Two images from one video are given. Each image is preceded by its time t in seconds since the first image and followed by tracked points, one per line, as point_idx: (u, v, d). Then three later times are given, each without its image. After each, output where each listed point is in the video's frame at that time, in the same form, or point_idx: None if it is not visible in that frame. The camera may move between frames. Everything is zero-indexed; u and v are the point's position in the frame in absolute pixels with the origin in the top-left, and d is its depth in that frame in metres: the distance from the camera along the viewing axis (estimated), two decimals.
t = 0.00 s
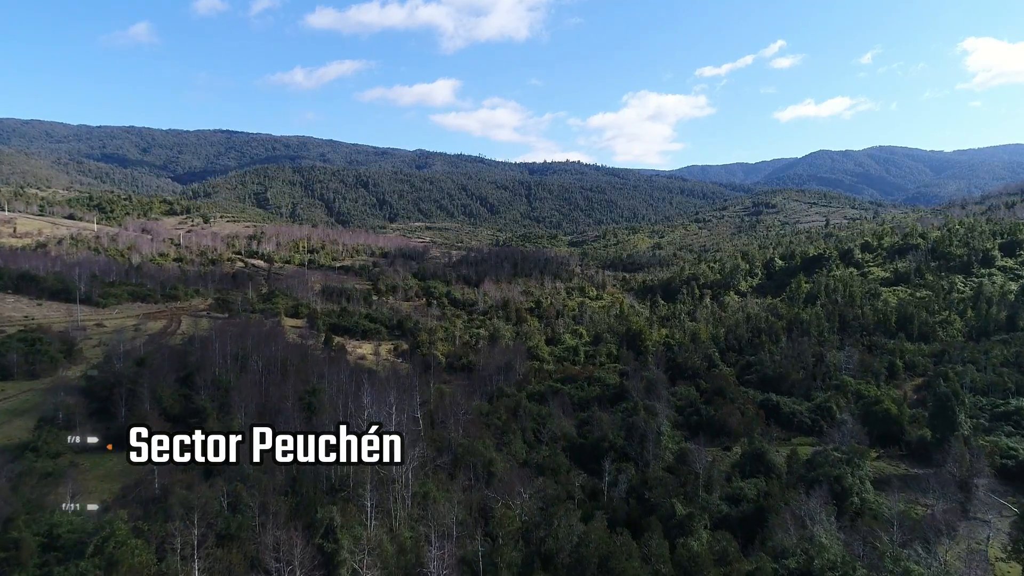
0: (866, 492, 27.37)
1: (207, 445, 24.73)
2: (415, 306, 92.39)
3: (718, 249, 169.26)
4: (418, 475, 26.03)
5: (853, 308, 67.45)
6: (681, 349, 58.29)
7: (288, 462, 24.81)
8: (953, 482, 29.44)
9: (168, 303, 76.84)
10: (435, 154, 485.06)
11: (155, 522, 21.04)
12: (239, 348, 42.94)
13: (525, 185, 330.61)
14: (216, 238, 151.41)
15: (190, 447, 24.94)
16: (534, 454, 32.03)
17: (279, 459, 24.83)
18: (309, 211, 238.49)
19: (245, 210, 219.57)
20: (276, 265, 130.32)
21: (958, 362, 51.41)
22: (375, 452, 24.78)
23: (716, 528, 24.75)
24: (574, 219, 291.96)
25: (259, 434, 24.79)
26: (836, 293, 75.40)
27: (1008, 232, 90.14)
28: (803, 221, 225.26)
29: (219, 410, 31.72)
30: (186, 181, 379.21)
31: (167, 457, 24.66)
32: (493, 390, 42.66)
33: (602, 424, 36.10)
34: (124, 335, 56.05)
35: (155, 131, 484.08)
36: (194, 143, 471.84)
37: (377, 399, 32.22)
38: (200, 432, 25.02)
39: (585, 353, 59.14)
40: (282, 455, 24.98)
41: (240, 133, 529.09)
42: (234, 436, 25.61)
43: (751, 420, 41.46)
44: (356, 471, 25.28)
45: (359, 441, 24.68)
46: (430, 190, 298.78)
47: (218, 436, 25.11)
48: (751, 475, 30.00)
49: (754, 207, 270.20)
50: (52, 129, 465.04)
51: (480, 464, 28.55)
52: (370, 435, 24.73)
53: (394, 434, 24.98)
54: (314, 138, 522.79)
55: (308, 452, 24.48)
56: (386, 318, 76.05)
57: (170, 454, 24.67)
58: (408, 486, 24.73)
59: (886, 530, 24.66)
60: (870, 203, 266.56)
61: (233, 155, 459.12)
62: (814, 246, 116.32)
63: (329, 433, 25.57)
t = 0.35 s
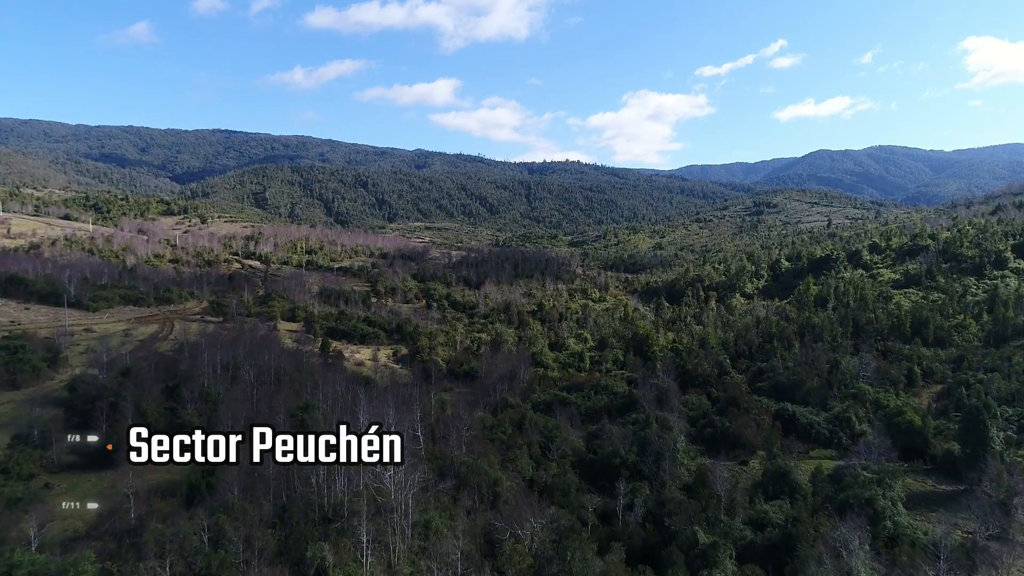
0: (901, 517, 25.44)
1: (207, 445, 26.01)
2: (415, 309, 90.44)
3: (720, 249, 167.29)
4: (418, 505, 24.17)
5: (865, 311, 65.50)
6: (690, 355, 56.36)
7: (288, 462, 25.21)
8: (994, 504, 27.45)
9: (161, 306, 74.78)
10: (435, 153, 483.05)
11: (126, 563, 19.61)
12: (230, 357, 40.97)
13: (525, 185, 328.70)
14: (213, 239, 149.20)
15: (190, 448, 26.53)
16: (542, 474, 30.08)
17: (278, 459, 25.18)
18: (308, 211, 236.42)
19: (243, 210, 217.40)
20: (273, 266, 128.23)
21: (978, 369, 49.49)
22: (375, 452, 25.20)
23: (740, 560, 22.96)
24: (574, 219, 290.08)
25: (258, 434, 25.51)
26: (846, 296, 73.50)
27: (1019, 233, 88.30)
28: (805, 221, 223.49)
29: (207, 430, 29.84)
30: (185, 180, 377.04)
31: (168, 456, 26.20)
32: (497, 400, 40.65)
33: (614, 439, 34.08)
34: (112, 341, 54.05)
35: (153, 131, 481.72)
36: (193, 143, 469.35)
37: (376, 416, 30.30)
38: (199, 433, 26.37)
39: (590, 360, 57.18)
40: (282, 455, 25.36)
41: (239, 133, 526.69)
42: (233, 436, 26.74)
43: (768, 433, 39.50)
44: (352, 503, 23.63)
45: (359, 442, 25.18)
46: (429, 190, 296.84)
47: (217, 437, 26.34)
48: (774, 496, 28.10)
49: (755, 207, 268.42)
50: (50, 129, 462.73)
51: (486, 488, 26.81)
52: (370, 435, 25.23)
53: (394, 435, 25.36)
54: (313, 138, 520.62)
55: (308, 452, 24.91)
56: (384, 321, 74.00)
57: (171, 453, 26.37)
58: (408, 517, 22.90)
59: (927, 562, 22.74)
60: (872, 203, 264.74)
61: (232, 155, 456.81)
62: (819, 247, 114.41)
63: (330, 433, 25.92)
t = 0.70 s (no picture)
0: (940, 546, 23.63)
1: (207, 445, 26.20)
2: (414, 312, 88.50)
3: (723, 250, 165.34)
4: (419, 541, 22.22)
5: (878, 316, 63.50)
6: (699, 362, 54.39)
7: (288, 462, 25.19)
8: None
9: (154, 310, 72.81)
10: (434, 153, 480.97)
11: None
12: (220, 367, 39.03)
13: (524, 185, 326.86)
14: (209, 240, 147.04)
15: (189, 448, 26.51)
16: (551, 497, 28.12)
17: (278, 459, 25.20)
18: (306, 211, 234.43)
19: (240, 210, 215.27)
20: (270, 268, 126.23)
21: (1001, 378, 47.62)
22: (375, 452, 24.86)
23: None
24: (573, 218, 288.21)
25: (258, 434, 25.29)
26: (856, 300, 71.55)
27: None
28: (806, 221, 221.90)
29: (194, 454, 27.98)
30: (183, 180, 375.02)
31: (168, 457, 26.46)
32: (501, 413, 38.66)
33: (626, 456, 32.09)
34: (99, 349, 51.99)
35: (152, 130, 479.49)
36: (191, 142, 466.90)
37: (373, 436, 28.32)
38: (199, 433, 26.48)
39: (595, 367, 55.26)
40: (282, 455, 25.37)
41: (237, 133, 524.23)
42: (233, 436, 26.99)
43: (786, 447, 37.53)
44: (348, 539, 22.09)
45: (359, 442, 24.95)
46: (429, 189, 294.91)
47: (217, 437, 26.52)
48: (802, 522, 26.20)
49: (756, 207, 266.73)
50: (48, 129, 460.00)
51: (492, 515, 25.11)
52: (370, 435, 24.87)
53: (394, 435, 24.83)
54: (312, 138, 518.26)
55: (308, 452, 24.86)
56: (383, 325, 72.02)
57: (171, 454, 26.51)
58: (408, 554, 20.95)
59: None
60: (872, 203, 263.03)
61: (231, 155, 454.50)
62: (825, 249, 112.63)
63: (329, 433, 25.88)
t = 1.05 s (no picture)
0: None
1: (207, 445, 25.71)
2: (414, 316, 86.46)
3: (725, 251, 163.31)
4: None
5: (893, 321, 61.51)
6: (710, 371, 52.33)
7: (288, 462, 25.49)
8: None
9: (146, 315, 70.76)
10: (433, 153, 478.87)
11: None
12: (210, 378, 37.12)
13: (524, 184, 325.02)
14: (206, 241, 144.85)
15: (190, 447, 25.89)
16: (563, 525, 26.13)
17: (278, 459, 25.46)
18: (305, 211, 232.38)
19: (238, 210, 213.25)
20: (267, 269, 124.20)
21: None
22: (375, 452, 24.96)
23: None
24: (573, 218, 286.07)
25: (258, 434, 25.48)
26: (868, 305, 69.65)
27: None
28: (807, 221, 220.33)
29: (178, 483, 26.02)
30: (181, 180, 372.80)
31: (168, 456, 25.77)
32: (505, 428, 36.52)
33: (641, 477, 30.06)
34: (86, 357, 49.99)
35: (150, 130, 477.20)
36: (190, 142, 464.57)
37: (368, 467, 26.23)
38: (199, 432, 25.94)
39: (602, 375, 53.25)
40: (282, 454, 25.63)
41: (236, 133, 522.01)
42: (233, 436, 26.61)
43: (808, 465, 35.49)
44: None
45: (359, 442, 24.81)
46: (428, 189, 292.98)
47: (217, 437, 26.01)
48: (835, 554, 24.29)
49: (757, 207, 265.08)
50: (46, 128, 457.50)
51: (500, 547, 23.21)
52: (371, 435, 24.87)
53: (395, 434, 25.22)
54: (311, 138, 516.11)
55: (308, 452, 25.25)
56: (381, 330, 69.99)
57: (171, 453, 25.79)
58: None
59: None
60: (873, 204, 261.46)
61: (230, 155, 452.12)
62: (831, 251, 110.76)
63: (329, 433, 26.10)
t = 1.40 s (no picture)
0: None
1: (207, 445, 25.94)
2: (413, 320, 84.42)
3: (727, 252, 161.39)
4: None
5: (910, 327, 59.52)
6: (723, 381, 50.33)
7: (288, 461, 26.72)
8: None
9: (138, 321, 68.69)
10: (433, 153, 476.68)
11: None
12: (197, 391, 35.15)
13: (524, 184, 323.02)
14: (202, 242, 142.50)
15: (190, 447, 26.07)
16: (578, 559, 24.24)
17: (279, 459, 26.68)
18: (303, 211, 230.16)
19: (236, 211, 211.01)
20: (264, 271, 122.03)
21: None
22: (375, 452, 27.52)
23: None
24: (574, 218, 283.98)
25: (260, 434, 26.57)
26: (881, 310, 67.69)
27: None
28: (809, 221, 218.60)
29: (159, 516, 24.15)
30: (180, 180, 370.32)
31: (168, 456, 25.80)
32: (511, 445, 34.52)
33: (658, 503, 28.13)
34: (72, 366, 47.91)
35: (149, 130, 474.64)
36: (188, 142, 462.15)
37: (366, 500, 24.18)
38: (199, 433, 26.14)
39: (610, 386, 51.24)
40: (282, 454, 26.88)
41: (235, 133, 519.67)
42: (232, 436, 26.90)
43: (832, 486, 33.55)
44: None
45: (359, 442, 27.18)
46: (427, 189, 290.93)
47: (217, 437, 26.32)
48: None
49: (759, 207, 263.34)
50: (44, 128, 454.91)
51: None
52: (371, 436, 27.39)
53: (394, 436, 27.83)
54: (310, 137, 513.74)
55: (308, 452, 26.60)
56: (380, 336, 67.98)
57: (171, 453, 25.84)
58: None
59: None
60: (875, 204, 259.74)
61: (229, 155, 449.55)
62: (838, 252, 108.81)
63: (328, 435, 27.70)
